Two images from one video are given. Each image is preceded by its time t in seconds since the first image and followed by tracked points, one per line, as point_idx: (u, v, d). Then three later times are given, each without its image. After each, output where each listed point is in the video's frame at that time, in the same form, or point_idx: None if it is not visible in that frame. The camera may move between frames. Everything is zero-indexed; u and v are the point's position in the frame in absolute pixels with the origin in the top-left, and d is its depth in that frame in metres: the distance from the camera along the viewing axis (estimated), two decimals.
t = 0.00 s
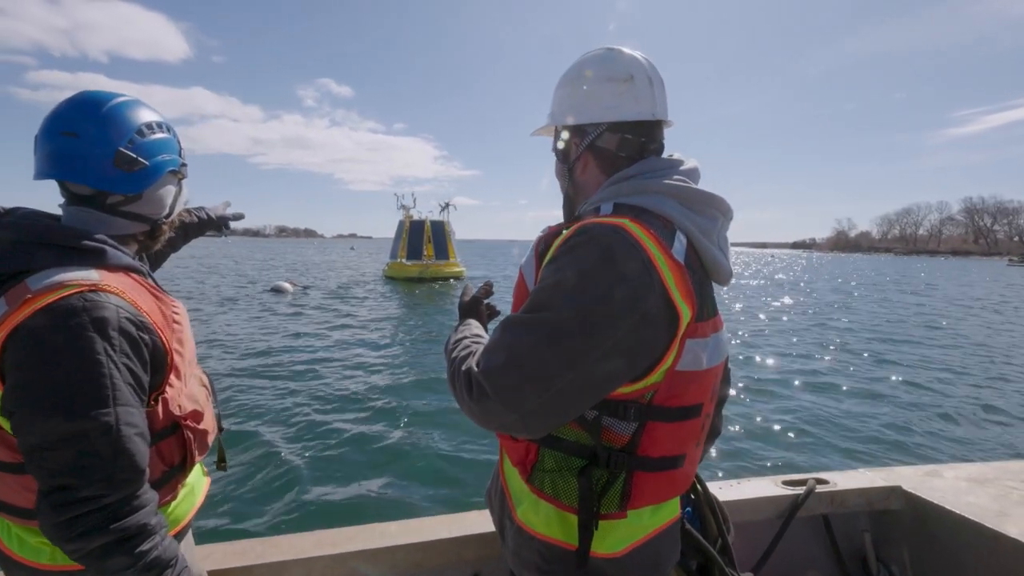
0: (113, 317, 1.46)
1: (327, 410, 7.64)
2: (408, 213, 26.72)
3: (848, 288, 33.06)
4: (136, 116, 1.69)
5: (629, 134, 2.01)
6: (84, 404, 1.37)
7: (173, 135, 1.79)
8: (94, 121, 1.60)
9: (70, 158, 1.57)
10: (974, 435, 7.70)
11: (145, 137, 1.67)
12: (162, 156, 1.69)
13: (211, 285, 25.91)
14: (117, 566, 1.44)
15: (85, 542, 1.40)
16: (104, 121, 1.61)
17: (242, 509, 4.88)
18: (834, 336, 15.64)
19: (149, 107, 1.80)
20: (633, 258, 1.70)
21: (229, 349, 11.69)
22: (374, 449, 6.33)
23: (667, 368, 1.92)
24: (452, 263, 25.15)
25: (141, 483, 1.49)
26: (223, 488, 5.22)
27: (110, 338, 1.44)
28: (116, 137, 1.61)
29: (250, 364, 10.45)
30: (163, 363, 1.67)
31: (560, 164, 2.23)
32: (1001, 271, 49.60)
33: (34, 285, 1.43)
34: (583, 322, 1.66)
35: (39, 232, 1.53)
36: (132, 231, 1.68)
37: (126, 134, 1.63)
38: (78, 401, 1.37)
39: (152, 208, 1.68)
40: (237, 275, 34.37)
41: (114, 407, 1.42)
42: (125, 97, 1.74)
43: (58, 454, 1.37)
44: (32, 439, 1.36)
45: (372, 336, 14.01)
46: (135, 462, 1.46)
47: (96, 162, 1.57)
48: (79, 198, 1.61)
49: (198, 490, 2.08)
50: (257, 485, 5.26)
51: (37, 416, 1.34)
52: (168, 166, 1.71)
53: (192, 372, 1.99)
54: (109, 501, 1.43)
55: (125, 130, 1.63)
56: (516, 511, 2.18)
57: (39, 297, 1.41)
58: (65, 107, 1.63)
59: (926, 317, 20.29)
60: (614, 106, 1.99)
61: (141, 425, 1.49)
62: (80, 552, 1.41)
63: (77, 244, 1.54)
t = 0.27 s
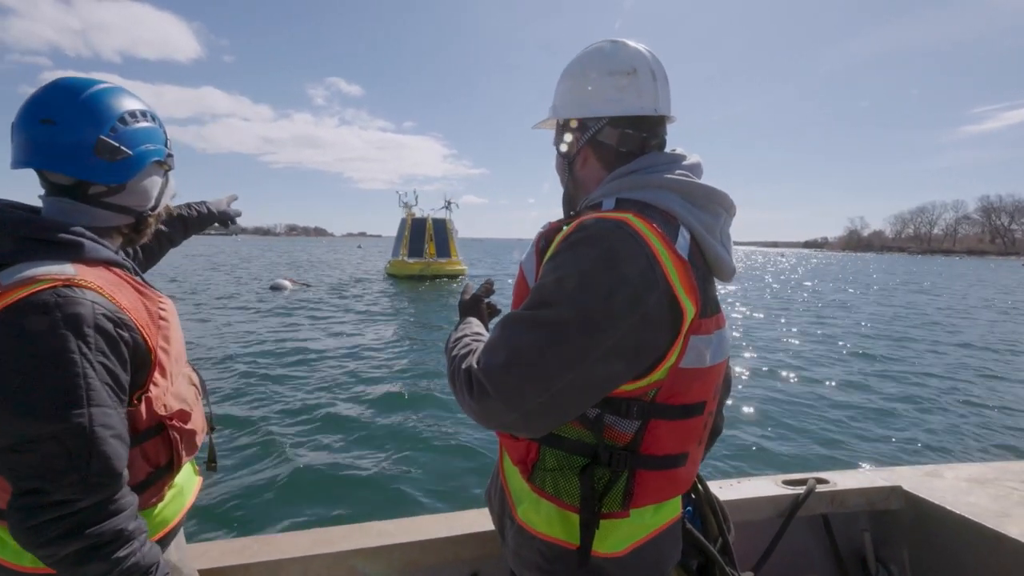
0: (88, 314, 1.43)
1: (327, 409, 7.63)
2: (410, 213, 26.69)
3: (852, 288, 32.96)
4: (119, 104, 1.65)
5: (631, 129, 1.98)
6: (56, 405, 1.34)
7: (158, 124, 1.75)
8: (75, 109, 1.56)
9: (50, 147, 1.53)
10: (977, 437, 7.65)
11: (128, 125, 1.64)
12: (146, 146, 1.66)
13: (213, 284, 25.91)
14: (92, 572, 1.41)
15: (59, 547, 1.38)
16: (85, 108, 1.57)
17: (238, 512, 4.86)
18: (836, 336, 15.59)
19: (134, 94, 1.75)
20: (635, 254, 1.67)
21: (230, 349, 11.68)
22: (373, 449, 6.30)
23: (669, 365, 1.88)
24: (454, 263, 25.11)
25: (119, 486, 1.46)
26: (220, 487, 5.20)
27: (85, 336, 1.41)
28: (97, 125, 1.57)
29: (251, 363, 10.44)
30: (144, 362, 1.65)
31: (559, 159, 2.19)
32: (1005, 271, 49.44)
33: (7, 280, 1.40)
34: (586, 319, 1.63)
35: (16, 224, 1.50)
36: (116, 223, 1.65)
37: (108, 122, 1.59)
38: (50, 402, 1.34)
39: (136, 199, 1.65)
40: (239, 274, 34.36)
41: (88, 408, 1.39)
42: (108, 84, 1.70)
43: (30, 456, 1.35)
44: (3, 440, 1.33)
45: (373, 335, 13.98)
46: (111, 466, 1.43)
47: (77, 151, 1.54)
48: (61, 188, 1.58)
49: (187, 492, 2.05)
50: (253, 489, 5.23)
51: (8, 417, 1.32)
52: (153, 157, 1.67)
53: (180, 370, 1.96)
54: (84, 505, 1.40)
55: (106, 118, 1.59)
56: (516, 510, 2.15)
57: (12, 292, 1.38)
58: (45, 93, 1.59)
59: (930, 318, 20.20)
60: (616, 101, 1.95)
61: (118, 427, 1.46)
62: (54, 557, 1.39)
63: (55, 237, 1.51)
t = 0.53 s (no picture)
0: (80, 306, 1.42)
1: (326, 405, 7.62)
2: (412, 209, 26.66)
3: (853, 287, 32.91)
4: (114, 93, 1.63)
5: (631, 120, 1.96)
6: (45, 398, 1.33)
7: (154, 114, 1.73)
8: (69, 97, 1.55)
9: (43, 135, 1.51)
10: (978, 435, 7.63)
11: (123, 115, 1.62)
12: (142, 136, 1.65)
13: (215, 281, 25.89)
14: (83, 569, 1.40)
15: (48, 544, 1.37)
16: (79, 97, 1.56)
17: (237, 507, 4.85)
18: (837, 334, 15.57)
19: (129, 84, 1.74)
20: (636, 246, 1.65)
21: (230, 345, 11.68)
22: (372, 445, 6.29)
23: (672, 359, 1.87)
24: (456, 260, 25.06)
25: (110, 482, 1.45)
26: (219, 483, 5.19)
27: (76, 328, 1.40)
28: (91, 114, 1.55)
29: (251, 359, 10.43)
30: (137, 356, 1.63)
31: (558, 152, 2.17)
32: (1007, 269, 49.35)
33: None
34: (586, 312, 1.62)
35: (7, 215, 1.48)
36: (110, 214, 1.63)
37: (102, 111, 1.57)
38: (39, 395, 1.33)
39: (131, 190, 1.64)
40: (241, 270, 34.37)
41: (79, 402, 1.38)
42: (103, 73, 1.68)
43: (20, 450, 1.33)
44: None
45: (374, 332, 13.98)
46: (102, 462, 1.42)
47: (70, 140, 1.52)
48: (54, 178, 1.57)
49: (181, 489, 2.04)
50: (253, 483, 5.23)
51: None
52: (148, 147, 1.66)
53: (175, 366, 1.95)
54: (74, 502, 1.39)
55: (100, 107, 1.57)
56: (517, 508, 2.14)
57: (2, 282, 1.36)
58: (38, 81, 1.57)
59: (931, 317, 20.16)
60: (616, 92, 1.93)
61: (109, 422, 1.45)
62: (44, 555, 1.38)
63: (47, 228, 1.49)
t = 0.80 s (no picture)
0: (85, 298, 1.41)
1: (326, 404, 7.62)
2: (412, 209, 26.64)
3: (854, 286, 32.88)
4: (118, 85, 1.63)
5: (632, 112, 1.95)
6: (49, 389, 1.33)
7: (158, 107, 1.73)
8: (73, 89, 1.54)
9: (47, 127, 1.51)
10: (979, 433, 7.62)
11: (128, 107, 1.62)
12: (146, 129, 1.64)
13: (216, 281, 25.85)
14: (85, 562, 1.40)
15: (50, 536, 1.36)
16: (83, 89, 1.55)
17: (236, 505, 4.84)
18: (838, 333, 15.56)
19: (133, 77, 1.73)
20: (640, 240, 1.65)
21: (231, 343, 11.68)
22: (372, 443, 6.28)
23: (675, 354, 1.86)
24: (457, 259, 25.06)
25: (112, 475, 1.45)
26: (219, 480, 5.19)
27: (80, 319, 1.39)
28: (96, 106, 1.55)
29: (251, 358, 10.42)
30: (139, 349, 1.63)
31: (559, 145, 2.17)
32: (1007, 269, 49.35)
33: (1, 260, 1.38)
34: (588, 306, 1.61)
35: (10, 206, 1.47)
36: (114, 207, 1.63)
37: (106, 104, 1.57)
38: (43, 386, 1.32)
39: (134, 182, 1.63)
40: (241, 269, 34.32)
41: (83, 394, 1.37)
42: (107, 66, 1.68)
43: (22, 442, 1.33)
44: None
45: (374, 331, 13.96)
46: (105, 454, 1.41)
47: (74, 132, 1.51)
48: (58, 171, 1.56)
49: (181, 484, 2.03)
50: (253, 481, 5.21)
51: None
52: (152, 140, 1.65)
53: (177, 360, 1.94)
54: (76, 495, 1.39)
55: (105, 100, 1.57)
56: (519, 504, 2.13)
57: (6, 273, 1.36)
58: (42, 73, 1.56)
59: (932, 316, 20.15)
60: (617, 84, 1.93)
61: (112, 414, 1.44)
62: (46, 547, 1.37)
63: (50, 219, 1.49)
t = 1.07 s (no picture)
0: (95, 296, 1.42)
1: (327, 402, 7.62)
2: (415, 207, 26.65)
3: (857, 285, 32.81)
4: (124, 84, 1.64)
5: (637, 110, 1.96)
6: (61, 388, 1.34)
7: (164, 105, 1.73)
8: (79, 88, 1.55)
9: (54, 126, 1.52)
10: (980, 432, 7.61)
11: (134, 106, 1.62)
12: (152, 127, 1.65)
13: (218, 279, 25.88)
14: (97, 559, 1.41)
15: (62, 533, 1.37)
16: (89, 89, 1.56)
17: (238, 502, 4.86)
18: (839, 333, 15.55)
19: (139, 75, 1.74)
20: (645, 240, 1.66)
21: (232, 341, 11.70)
22: (373, 441, 6.30)
23: (679, 355, 1.87)
24: (459, 258, 25.06)
25: (123, 472, 1.46)
26: (221, 477, 5.20)
27: (92, 318, 1.40)
28: (102, 105, 1.55)
29: (253, 356, 10.44)
30: (148, 348, 1.64)
31: (564, 143, 2.17)
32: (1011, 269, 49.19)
33: (12, 260, 1.39)
34: (588, 306, 1.62)
35: (19, 203, 1.48)
36: (120, 205, 1.64)
37: (112, 102, 1.58)
38: (54, 384, 1.33)
39: (141, 181, 1.64)
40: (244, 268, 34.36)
41: (94, 392, 1.39)
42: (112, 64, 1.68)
43: (34, 439, 1.34)
44: (5, 424, 1.32)
45: (376, 329, 13.98)
46: (115, 452, 1.43)
47: (81, 132, 1.52)
48: (65, 169, 1.57)
49: (187, 483, 2.05)
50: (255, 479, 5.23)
51: (11, 399, 1.31)
52: (158, 138, 1.66)
53: (183, 358, 1.95)
54: (87, 492, 1.40)
55: (111, 98, 1.57)
56: (520, 504, 2.14)
57: (18, 272, 1.37)
58: (48, 72, 1.57)
59: (934, 315, 20.10)
60: (623, 82, 1.93)
61: (123, 412, 1.46)
62: (58, 544, 1.38)
63: (60, 218, 1.50)
